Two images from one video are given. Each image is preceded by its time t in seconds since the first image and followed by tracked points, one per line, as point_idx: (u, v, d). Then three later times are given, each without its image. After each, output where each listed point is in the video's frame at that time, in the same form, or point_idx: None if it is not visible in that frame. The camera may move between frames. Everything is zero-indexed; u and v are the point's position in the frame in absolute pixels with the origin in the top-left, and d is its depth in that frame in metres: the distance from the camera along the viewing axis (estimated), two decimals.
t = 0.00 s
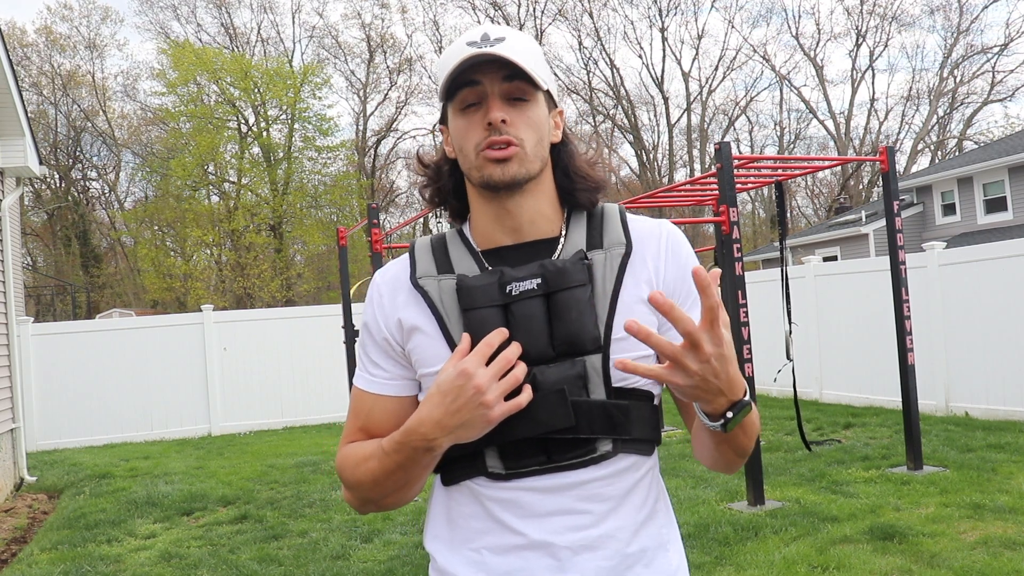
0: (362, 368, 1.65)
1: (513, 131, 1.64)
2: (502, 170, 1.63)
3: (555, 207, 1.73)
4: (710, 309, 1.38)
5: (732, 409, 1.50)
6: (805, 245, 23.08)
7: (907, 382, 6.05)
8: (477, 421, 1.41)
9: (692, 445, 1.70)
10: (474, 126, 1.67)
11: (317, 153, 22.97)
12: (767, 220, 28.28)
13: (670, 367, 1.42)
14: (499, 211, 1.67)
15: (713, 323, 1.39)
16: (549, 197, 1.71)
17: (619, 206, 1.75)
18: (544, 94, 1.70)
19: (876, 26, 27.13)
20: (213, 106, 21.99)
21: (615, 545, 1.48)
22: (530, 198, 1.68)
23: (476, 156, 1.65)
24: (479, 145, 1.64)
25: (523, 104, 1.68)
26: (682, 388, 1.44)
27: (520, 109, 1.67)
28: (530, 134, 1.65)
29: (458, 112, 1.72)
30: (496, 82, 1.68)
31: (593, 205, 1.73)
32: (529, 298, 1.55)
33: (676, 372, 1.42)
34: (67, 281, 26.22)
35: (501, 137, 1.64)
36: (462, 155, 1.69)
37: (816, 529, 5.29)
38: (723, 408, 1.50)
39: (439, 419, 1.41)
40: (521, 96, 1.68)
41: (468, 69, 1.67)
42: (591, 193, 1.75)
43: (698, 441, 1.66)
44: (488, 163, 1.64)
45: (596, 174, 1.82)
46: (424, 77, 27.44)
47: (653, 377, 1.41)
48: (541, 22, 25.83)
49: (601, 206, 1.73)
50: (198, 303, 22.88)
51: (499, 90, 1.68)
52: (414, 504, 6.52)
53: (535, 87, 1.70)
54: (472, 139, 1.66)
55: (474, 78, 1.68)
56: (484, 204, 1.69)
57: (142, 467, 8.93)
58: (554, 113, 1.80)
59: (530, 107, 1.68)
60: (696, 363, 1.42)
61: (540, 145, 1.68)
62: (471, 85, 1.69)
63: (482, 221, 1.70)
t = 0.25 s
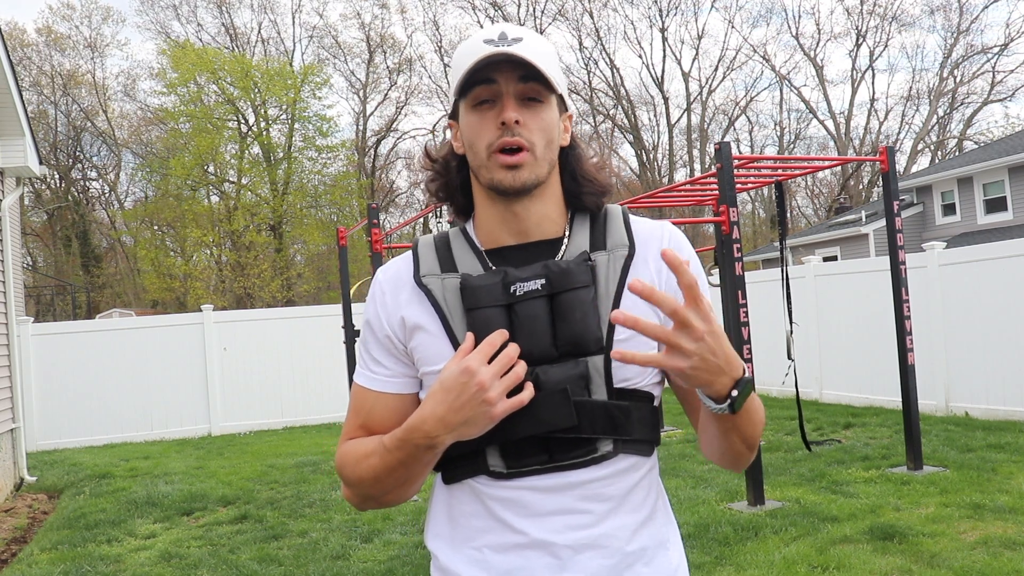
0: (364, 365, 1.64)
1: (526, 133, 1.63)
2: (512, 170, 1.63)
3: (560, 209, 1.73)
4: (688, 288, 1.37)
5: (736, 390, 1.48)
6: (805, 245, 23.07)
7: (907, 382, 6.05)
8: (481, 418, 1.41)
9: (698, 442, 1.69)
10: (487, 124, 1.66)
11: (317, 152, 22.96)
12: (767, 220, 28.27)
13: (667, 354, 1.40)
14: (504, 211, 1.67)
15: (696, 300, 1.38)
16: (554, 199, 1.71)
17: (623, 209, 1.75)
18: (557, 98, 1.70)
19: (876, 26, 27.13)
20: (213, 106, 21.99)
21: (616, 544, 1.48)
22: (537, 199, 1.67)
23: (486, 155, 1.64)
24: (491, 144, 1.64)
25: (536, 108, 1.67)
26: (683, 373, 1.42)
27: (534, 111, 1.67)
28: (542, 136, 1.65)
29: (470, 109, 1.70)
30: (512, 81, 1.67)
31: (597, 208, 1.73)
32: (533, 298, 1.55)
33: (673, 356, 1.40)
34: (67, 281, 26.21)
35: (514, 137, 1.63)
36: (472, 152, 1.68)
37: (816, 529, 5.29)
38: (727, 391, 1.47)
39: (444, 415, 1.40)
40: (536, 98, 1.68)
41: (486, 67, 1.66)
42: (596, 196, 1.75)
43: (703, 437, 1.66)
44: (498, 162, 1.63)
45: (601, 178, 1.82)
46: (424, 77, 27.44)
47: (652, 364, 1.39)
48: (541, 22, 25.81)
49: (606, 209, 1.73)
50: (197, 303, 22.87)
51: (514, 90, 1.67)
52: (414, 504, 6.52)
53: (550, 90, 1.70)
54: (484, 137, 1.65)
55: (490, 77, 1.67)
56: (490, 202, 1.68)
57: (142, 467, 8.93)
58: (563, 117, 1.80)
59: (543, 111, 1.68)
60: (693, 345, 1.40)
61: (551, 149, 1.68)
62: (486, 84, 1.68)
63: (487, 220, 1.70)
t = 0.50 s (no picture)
0: (365, 364, 1.64)
1: (537, 136, 1.63)
2: (520, 171, 1.62)
3: (561, 210, 1.74)
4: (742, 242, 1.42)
5: (780, 346, 1.46)
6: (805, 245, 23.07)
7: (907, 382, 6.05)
8: (483, 413, 1.42)
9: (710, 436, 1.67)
10: (498, 124, 1.65)
11: (317, 152, 22.96)
12: (767, 220, 28.26)
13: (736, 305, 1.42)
14: (508, 211, 1.67)
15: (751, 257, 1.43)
16: (557, 201, 1.71)
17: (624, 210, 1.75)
18: (567, 105, 1.71)
19: (876, 26, 27.12)
20: (213, 106, 21.97)
21: (617, 542, 1.48)
22: (541, 202, 1.68)
23: (496, 154, 1.63)
24: (502, 144, 1.63)
25: (548, 112, 1.67)
26: (746, 327, 1.42)
27: (545, 114, 1.67)
28: (552, 141, 1.65)
29: (480, 107, 1.69)
30: (526, 85, 1.66)
31: (599, 209, 1.73)
32: (535, 298, 1.55)
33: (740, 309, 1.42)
34: (67, 280, 26.22)
35: (525, 140, 1.63)
36: (480, 149, 1.66)
37: (816, 529, 5.29)
38: (772, 348, 1.45)
39: (446, 412, 1.41)
40: (547, 102, 1.68)
41: (501, 70, 1.65)
42: (599, 197, 1.75)
43: (719, 433, 1.63)
44: (507, 164, 1.63)
45: (603, 180, 1.82)
46: (424, 77, 27.43)
47: (724, 316, 1.40)
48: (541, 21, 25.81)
49: (608, 209, 1.73)
50: (197, 303, 22.87)
51: (526, 93, 1.67)
52: (414, 504, 6.52)
53: (560, 95, 1.70)
54: (495, 136, 1.64)
55: (504, 78, 1.65)
56: (494, 202, 1.68)
57: (142, 467, 8.93)
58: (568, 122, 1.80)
59: (554, 115, 1.68)
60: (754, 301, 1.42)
61: (558, 154, 1.68)
62: (499, 84, 1.67)
63: (489, 219, 1.70)
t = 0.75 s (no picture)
0: (366, 365, 1.64)
1: (548, 138, 1.63)
2: (530, 174, 1.63)
3: (563, 211, 1.73)
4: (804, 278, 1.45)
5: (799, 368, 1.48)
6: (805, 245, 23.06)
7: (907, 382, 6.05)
8: (489, 411, 1.43)
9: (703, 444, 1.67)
10: (508, 124, 1.64)
11: (317, 152, 22.98)
12: (767, 220, 28.24)
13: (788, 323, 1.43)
14: (513, 212, 1.67)
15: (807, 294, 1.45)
16: (560, 202, 1.71)
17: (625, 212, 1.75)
18: (575, 107, 1.71)
19: (876, 26, 27.13)
20: (213, 107, 21.99)
21: (620, 541, 1.48)
22: (546, 203, 1.68)
23: (506, 155, 1.63)
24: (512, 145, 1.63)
25: (558, 114, 1.67)
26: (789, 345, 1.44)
27: (555, 117, 1.67)
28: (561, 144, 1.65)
29: (489, 105, 1.67)
30: (538, 85, 1.65)
31: (601, 210, 1.73)
32: (537, 299, 1.55)
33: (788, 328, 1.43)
34: (67, 280, 26.22)
35: (535, 142, 1.62)
36: (490, 149, 1.66)
37: (816, 529, 5.29)
38: (792, 369, 1.47)
39: (453, 411, 1.41)
40: (557, 104, 1.68)
41: (514, 68, 1.63)
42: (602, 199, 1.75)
43: (713, 441, 1.62)
44: (516, 164, 1.63)
45: (606, 181, 1.82)
46: (424, 77, 27.44)
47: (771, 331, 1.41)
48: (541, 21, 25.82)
49: (609, 211, 1.72)
50: (197, 303, 22.86)
51: (537, 94, 1.65)
52: (413, 504, 6.52)
53: (569, 97, 1.70)
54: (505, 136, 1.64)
55: (516, 77, 1.64)
56: (498, 202, 1.68)
57: (142, 467, 8.93)
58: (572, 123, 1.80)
59: (564, 118, 1.68)
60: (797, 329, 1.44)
61: (567, 157, 1.68)
62: (510, 83, 1.65)
63: (493, 218, 1.70)
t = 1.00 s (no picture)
0: (366, 363, 1.61)
1: (559, 136, 1.63)
2: (539, 170, 1.62)
3: (567, 211, 1.73)
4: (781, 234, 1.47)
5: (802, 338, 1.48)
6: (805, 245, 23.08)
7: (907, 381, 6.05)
8: (498, 409, 1.43)
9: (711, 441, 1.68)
10: (519, 121, 1.63)
11: (317, 152, 23.00)
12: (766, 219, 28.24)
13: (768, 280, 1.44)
14: (519, 210, 1.66)
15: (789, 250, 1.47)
16: (565, 202, 1.71)
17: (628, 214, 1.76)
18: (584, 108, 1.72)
19: (876, 26, 27.14)
20: (212, 107, 22.00)
21: (623, 538, 1.48)
22: (553, 203, 1.68)
23: (517, 151, 1.63)
24: (524, 141, 1.62)
25: (568, 113, 1.68)
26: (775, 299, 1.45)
27: (566, 116, 1.67)
28: (571, 143, 1.66)
29: (500, 101, 1.66)
30: (550, 83, 1.65)
31: (605, 212, 1.73)
32: (543, 300, 1.55)
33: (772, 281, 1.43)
34: (67, 281, 26.21)
35: (546, 139, 1.62)
36: (499, 144, 1.65)
37: (816, 529, 5.29)
38: (795, 338, 1.46)
39: (462, 409, 1.41)
40: (567, 104, 1.68)
41: (529, 65, 1.63)
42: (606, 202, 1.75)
43: (722, 434, 1.63)
44: (527, 160, 1.63)
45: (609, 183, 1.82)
46: (424, 77, 27.47)
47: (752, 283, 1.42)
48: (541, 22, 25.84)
49: (613, 212, 1.73)
50: (197, 303, 22.86)
51: (550, 92, 1.66)
52: (413, 504, 6.52)
53: (578, 97, 1.70)
54: (516, 131, 1.63)
55: (529, 74, 1.63)
56: (504, 199, 1.67)
57: (142, 467, 8.93)
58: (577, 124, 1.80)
59: (574, 117, 1.69)
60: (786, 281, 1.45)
61: (575, 156, 1.69)
62: (522, 80, 1.65)
63: (498, 216, 1.69)
